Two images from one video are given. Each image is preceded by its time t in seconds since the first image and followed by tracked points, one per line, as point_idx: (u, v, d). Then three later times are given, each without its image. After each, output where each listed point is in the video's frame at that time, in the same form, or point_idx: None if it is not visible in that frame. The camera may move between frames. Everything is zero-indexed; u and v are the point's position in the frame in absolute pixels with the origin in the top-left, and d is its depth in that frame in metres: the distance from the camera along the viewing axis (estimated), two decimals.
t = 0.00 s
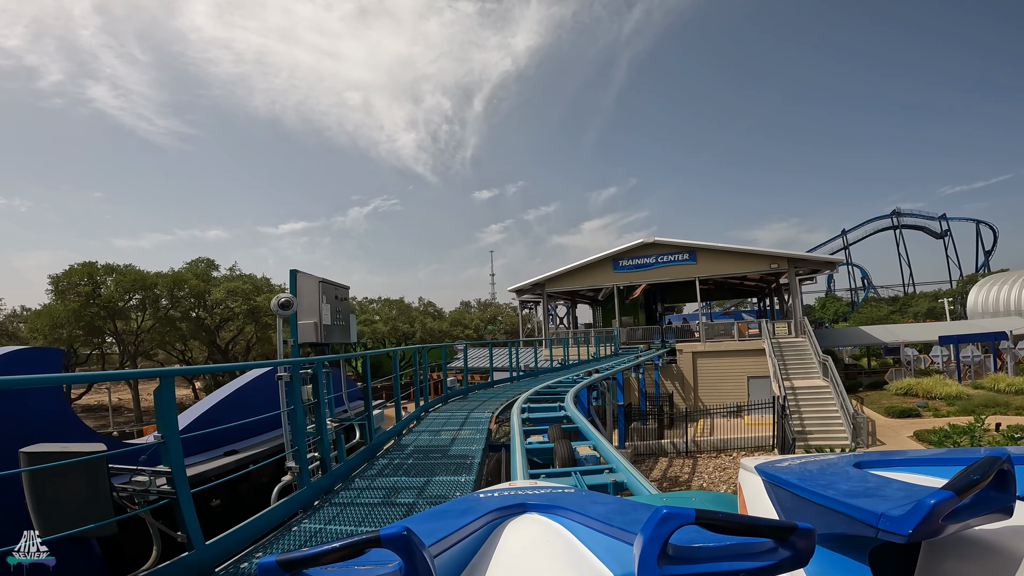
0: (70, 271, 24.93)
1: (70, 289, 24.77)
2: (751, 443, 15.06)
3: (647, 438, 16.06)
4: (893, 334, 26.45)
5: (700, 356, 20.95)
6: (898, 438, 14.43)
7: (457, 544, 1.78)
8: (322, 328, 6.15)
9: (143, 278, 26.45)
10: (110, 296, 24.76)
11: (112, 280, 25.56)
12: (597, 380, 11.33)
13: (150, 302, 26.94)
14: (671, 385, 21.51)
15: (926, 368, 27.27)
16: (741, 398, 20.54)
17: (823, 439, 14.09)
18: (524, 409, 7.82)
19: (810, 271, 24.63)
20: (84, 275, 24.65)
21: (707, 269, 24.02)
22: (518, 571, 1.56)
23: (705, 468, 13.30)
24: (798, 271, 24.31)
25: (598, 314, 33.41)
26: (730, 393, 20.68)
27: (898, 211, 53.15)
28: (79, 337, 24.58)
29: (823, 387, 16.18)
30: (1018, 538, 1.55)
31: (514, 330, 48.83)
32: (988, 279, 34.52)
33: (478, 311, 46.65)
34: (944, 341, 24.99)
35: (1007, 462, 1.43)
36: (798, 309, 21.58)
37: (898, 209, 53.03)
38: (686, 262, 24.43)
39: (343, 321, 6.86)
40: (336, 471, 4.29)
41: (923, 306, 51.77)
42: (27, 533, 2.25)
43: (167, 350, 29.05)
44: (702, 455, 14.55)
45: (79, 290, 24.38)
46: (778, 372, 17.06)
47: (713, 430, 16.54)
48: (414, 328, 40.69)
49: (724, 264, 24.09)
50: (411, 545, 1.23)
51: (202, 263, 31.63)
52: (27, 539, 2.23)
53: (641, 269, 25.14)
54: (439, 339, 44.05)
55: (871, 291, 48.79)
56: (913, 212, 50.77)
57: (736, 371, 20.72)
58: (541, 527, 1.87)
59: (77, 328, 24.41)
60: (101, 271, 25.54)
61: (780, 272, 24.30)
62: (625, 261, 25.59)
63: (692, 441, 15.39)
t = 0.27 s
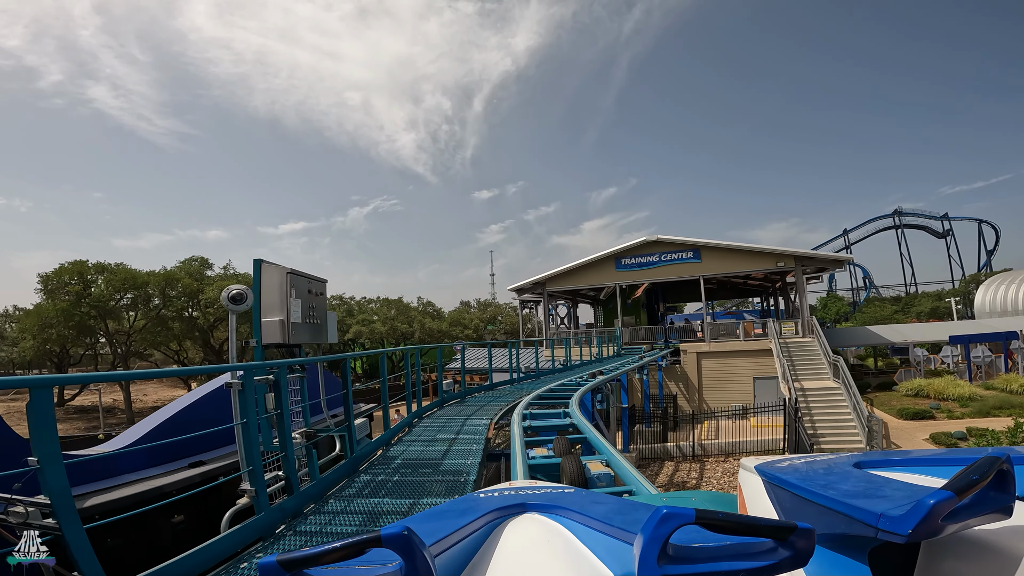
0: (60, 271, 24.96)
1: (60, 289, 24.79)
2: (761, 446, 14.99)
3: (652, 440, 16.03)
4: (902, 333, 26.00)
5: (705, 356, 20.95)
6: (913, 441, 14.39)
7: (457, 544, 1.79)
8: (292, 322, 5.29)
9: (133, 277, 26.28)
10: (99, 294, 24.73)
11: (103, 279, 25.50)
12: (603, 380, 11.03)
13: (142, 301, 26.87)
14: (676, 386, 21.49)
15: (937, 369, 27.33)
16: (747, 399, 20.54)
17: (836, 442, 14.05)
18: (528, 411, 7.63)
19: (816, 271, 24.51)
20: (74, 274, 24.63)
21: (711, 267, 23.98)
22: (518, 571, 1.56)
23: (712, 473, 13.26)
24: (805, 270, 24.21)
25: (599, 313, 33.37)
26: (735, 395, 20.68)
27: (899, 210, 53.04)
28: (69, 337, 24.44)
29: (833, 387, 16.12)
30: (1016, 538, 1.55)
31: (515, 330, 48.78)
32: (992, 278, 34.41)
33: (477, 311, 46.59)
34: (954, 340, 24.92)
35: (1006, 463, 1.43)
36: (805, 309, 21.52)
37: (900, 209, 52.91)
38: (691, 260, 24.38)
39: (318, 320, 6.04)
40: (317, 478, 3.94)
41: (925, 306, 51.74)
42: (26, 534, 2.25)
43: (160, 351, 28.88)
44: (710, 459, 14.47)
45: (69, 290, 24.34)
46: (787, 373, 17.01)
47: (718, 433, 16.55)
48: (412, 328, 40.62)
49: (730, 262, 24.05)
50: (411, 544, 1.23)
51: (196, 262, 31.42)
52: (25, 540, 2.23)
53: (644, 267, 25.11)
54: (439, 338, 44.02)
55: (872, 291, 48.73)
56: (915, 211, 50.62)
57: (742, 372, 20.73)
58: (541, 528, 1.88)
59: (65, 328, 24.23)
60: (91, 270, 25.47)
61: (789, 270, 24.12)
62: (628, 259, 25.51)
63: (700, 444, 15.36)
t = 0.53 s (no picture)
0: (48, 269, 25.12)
1: (49, 287, 24.92)
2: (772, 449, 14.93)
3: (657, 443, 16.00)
4: (912, 334, 25.34)
5: (710, 356, 20.93)
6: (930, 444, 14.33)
7: (457, 543, 1.79)
8: (243, 319, 5.08)
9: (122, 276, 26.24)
10: (89, 293, 24.71)
11: (93, 278, 25.49)
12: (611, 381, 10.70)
13: (133, 301, 26.86)
14: (680, 388, 21.50)
15: (948, 371, 27.34)
16: (752, 400, 20.50)
17: (851, 445, 13.98)
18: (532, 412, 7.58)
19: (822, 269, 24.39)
20: (63, 273, 24.78)
21: (716, 266, 23.93)
22: (517, 572, 1.56)
23: (720, 478, 13.17)
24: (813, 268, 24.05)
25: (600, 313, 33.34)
26: (741, 397, 20.63)
27: (902, 209, 52.92)
28: (58, 336, 24.50)
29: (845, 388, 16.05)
30: (1016, 539, 1.55)
31: (515, 329, 48.74)
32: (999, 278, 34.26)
33: (477, 311, 46.55)
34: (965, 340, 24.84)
35: (1005, 462, 1.43)
36: (813, 308, 21.48)
37: (902, 208, 52.79)
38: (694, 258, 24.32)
39: (279, 318, 5.85)
40: (279, 500, 3.50)
41: (928, 306, 51.61)
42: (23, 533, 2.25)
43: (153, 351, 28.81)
44: (717, 464, 14.41)
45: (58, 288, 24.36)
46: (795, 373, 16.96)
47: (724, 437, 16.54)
48: (411, 328, 40.59)
49: (734, 261, 24.01)
50: (410, 544, 1.23)
51: (189, 261, 31.25)
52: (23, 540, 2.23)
53: (646, 265, 25.08)
54: (438, 338, 43.98)
55: (873, 291, 48.64)
56: (917, 210, 50.50)
57: (748, 372, 20.68)
58: (541, 528, 1.88)
59: (53, 327, 24.19)
60: (81, 269, 25.51)
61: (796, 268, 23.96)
62: (630, 258, 25.48)
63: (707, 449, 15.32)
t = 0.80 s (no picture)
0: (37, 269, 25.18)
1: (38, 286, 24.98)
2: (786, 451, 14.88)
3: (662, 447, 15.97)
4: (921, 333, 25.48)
5: (716, 357, 20.92)
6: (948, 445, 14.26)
7: (456, 543, 1.79)
8: (166, 315, 4.33)
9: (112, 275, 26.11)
10: (78, 293, 24.63)
11: (82, 278, 25.42)
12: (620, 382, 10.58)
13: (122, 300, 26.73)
14: (685, 389, 21.49)
15: (959, 371, 27.33)
16: (759, 402, 20.45)
17: (868, 445, 13.90)
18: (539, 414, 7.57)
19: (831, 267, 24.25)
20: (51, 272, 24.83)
21: (722, 264, 23.90)
22: (516, 571, 1.56)
23: (730, 484, 13.08)
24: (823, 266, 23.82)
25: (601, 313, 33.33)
26: (749, 398, 20.58)
27: (904, 209, 52.86)
28: (44, 335, 24.45)
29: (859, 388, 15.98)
30: (1015, 538, 1.55)
31: (515, 329, 48.69)
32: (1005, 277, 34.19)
33: (477, 311, 46.51)
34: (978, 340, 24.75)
35: (1004, 462, 1.43)
36: (821, 308, 21.47)
37: (905, 207, 52.73)
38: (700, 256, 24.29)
39: (223, 314, 5.10)
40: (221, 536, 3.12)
41: (932, 306, 51.54)
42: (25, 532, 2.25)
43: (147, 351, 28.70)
44: (725, 469, 14.35)
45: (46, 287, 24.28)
46: (807, 377, 16.88)
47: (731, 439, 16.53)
48: (409, 328, 40.56)
49: (741, 259, 23.97)
50: (410, 543, 1.23)
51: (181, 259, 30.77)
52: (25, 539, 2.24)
53: (650, 263, 25.07)
54: (438, 338, 43.91)
55: (875, 291, 48.58)
56: (919, 209, 50.44)
57: (755, 374, 20.62)
58: (541, 527, 1.88)
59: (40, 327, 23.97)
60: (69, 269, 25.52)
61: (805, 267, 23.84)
62: (634, 256, 25.47)
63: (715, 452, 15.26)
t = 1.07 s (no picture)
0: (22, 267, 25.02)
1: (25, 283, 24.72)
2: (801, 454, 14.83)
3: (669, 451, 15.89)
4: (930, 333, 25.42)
5: (723, 358, 20.89)
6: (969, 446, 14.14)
7: (457, 542, 1.79)
8: (30, 305, 4.23)
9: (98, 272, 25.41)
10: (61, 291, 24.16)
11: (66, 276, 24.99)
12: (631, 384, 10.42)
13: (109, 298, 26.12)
14: (690, 391, 21.46)
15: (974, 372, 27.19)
16: (768, 403, 20.39)
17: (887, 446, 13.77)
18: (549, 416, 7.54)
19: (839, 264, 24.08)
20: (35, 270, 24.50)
21: (728, 262, 23.84)
22: (517, 571, 1.56)
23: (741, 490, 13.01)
24: (832, 263, 23.61)
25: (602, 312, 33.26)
26: (756, 399, 20.55)
27: (907, 208, 52.70)
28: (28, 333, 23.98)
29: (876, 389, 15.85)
30: (1014, 538, 1.55)
31: (515, 329, 48.67)
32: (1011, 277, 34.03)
33: (477, 311, 46.41)
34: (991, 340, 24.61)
35: (1003, 461, 1.44)
36: (831, 308, 21.44)
37: (908, 207, 52.56)
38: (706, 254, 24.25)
39: (126, 304, 5.02)
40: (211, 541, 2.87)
41: (936, 305, 51.38)
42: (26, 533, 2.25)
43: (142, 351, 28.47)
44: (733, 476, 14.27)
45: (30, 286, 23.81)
46: (821, 378, 16.78)
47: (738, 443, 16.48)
48: (408, 328, 40.46)
49: (746, 257, 23.92)
50: (411, 543, 1.23)
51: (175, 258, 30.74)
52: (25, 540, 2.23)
53: (653, 260, 25.04)
54: (437, 338, 43.82)
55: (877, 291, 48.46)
56: (922, 209, 50.29)
57: (763, 375, 20.53)
58: (541, 526, 1.88)
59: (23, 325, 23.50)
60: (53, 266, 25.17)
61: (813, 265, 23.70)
62: (637, 254, 25.46)
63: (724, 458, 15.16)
